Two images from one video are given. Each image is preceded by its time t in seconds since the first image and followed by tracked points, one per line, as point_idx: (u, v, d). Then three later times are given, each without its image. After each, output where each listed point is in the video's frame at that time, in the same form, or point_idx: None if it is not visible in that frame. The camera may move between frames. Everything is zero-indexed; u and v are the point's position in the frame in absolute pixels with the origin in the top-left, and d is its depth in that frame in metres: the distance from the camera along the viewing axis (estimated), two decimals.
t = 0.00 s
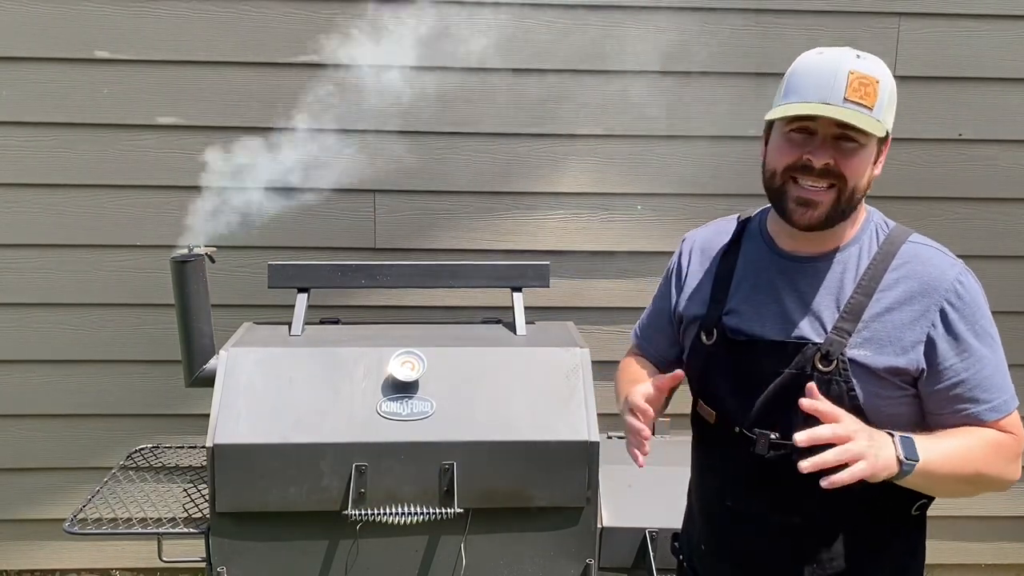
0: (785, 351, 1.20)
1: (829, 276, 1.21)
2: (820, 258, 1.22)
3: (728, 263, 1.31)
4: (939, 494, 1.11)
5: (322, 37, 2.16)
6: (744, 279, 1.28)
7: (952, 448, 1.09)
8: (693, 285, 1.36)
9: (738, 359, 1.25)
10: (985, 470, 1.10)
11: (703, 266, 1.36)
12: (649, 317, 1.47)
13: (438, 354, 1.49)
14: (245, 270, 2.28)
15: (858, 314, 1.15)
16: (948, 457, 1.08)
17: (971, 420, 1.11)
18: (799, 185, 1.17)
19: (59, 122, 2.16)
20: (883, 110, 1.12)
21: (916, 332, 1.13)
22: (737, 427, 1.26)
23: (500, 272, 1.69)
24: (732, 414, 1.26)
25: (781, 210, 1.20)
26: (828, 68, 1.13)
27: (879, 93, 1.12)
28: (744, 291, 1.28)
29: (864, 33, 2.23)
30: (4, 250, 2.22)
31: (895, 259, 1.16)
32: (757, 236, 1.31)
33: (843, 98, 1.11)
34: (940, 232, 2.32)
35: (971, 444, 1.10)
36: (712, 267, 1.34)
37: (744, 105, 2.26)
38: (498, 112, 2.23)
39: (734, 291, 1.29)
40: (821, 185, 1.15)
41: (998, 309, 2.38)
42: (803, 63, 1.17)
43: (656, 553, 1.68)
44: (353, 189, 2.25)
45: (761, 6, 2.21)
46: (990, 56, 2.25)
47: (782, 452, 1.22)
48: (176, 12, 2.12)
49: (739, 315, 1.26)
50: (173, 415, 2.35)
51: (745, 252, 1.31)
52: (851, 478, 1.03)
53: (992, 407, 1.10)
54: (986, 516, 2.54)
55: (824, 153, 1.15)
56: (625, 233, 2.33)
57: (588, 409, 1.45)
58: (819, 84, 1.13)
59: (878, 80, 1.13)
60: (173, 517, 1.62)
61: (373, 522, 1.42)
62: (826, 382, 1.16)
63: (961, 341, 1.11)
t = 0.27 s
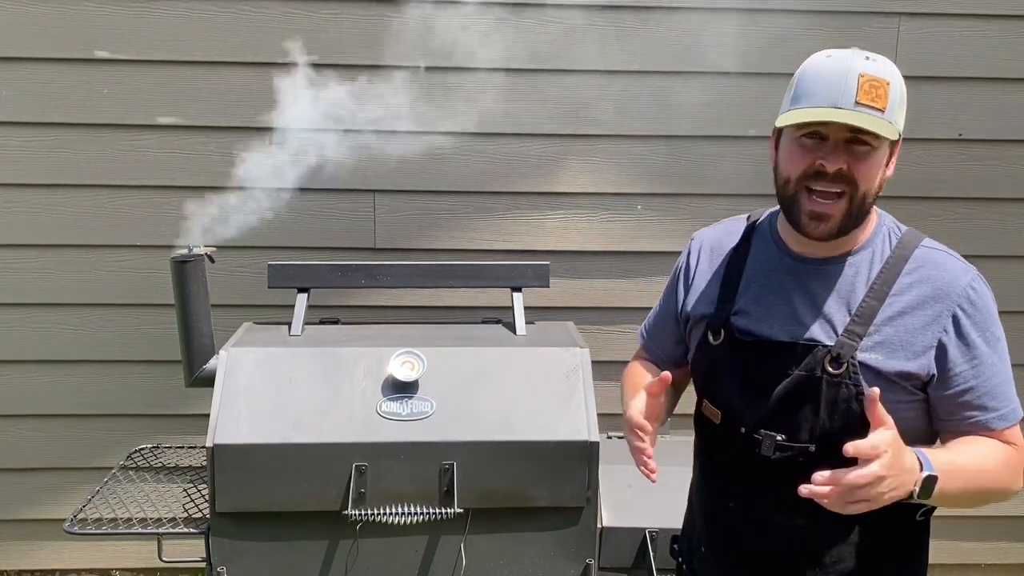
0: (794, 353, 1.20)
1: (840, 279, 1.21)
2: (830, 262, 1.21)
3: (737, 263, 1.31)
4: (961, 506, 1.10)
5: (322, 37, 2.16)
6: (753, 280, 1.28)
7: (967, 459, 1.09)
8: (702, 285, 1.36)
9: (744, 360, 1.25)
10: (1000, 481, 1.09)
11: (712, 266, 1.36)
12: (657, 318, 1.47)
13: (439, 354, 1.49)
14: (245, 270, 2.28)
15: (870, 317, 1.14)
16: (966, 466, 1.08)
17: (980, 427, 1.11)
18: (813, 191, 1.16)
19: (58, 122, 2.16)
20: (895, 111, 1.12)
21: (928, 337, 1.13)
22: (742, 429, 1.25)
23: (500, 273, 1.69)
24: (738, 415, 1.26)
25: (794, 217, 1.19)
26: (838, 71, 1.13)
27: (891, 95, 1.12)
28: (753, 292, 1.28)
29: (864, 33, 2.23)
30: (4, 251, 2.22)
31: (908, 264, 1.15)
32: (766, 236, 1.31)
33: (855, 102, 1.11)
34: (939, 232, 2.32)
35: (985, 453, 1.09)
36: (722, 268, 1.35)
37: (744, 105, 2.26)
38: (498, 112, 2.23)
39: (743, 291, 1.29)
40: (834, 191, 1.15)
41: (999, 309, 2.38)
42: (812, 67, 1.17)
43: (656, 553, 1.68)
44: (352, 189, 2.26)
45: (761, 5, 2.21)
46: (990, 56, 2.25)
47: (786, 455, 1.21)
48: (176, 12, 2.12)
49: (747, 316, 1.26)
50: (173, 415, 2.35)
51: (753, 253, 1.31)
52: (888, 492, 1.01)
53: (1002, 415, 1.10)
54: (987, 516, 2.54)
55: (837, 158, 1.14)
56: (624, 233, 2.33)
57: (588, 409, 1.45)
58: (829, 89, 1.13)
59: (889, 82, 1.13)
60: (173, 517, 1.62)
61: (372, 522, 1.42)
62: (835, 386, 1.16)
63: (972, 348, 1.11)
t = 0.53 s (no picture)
0: (794, 356, 1.20)
1: (839, 281, 1.21)
2: (830, 264, 1.21)
3: (736, 266, 1.31)
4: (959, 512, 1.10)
5: (322, 37, 2.16)
6: (753, 283, 1.28)
7: (970, 466, 1.08)
8: (701, 288, 1.36)
9: (744, 363, 1.25)
10: (1004, 488, 1.09)
11: (711, 269, 1.36)
12: (658, 319, 1.47)
13: (439, 354, 1.49)
14: (245, 270, 2.28)
15: (870, 321, 1.15)
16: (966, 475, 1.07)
17: (983, 429, 1.11)
18: (813, 186, 1.16)
19: (58, 122, 2.16)
20: (893, 108, 1.12)
21: (929, 340, 1.13)
22: (743, 433, 1.25)
23: (500, 273, 1.69)
24: (739, 419, 1.26)
25: (794, 212, 1.19)
26: (835, 68, 1.14)
27: (888, 92, 1.12)
28: (752, 294, 1.28)
29: (863, 33, 2.23)
30: (4, 251, 2.22)
31: (907, 266, 1.16)
32: (766, 239, 1.31)
33: (852, 98, 1.11)
34: (939, 232, 2.33)
35: (985, 459, 1.09)
36: (721, 270, 1.35)
37: (744, 105, 2.26)
38: (498, 112, 2.23)
39: (743, 295, 1.29)
40: (835, 186, 1.15)
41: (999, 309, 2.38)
42: (809, 65, 1.17)
43: (657, 553, 1.69)
44: (352, 189, 2.25)
45: (760, 6, 2.21)
46: (989, 56, 2.25)
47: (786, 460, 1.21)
48: (175, 12, 2.12)
49: (748, 319, 1.26)
50: (173, 415, 2.35)
51: (753, 255, 1.31)
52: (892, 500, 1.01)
53: (1005, 417, 1.10)
54: (988, 516, 2.54)
55: (836, 153, 1.14)
56: (624, 233, 2.33)
57: (588, 409, 1.46)
58: (826, 86, 1.13)
59: (886, 78, 1.13)
60: (173, 517, 1.62)
61: (372, 522, 1.42)
62: (835, 390, 1.16)
63: (974, 350, 1.11)
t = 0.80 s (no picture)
0: (791, 358, 1.20)
1: (835, 282, 1.20)
2: (826, 265, 1.21)
3: (734, 267, 1.31)
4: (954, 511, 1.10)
5: (322, 37, 2.16)
6: (750, 284, 1.28)
7: (965, 465, 1.08)
8: (699, 287, 1.36)
9: (742, 364, 1.25)
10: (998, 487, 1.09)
11: (709, 268, 1.36)
12: (657, 319, 1.47)
13: (439, 354, 1.49)
14: (245, 270, 2.28)
15: (866, 322, 1.15)
16: (961, 473, 1.07)
17: (980, 430, 1.11)
18: (803, 189, 1.16)
19: (59, 122, 2.16)
20: (881, 108, 1.12)
21: (926, 341, 1.12)
22: (742, 434, 1.25)
23: (500, 273, 1.69)
24: (738, 419, 1.26)
25: (786, 216, 1.18)
26: (822, 69, 1.14)
27: (876, 92, 1.12)
28: (750, 295, 1.28)
29: (863, 33, 2.23)
30: (4, 250, 2.22)
31: (904, 267, 1.16)
32: (764, 239, 1.31)
33: (839, 98, 1.11)
34: (938, 231, 2.33)
35: (980, 457, 1.09)
36: (719, 270, 1.35)
37: (744, 104, 2.26)
38: (498, 112, 2.24)
39: (740, 295, 1.29)
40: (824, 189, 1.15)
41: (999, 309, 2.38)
42: (798, 65, 1.17)
43: (657, 553, 1.68)
44: (352, 189, 2.25)
45: (760, 6, 2.21)
46: (989, 56, 2.25)
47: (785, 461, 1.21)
48: (176, 12, 2.12)
49: (745, 321, 1.26)
50: (173, 415, 2.35)
51: (751, 255, 1.31)
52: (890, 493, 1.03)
53: (1001, 417, 1.10)
54: (988, 516, 2.54)
55: (825, 155, 1.14)
56: (624, 233, 2.33)
57: (588, 409, 1.46)
58: (813, 87, 1.13)
59: (874, 77, 1.13)
60: (173, 517, 1.62)
61: (372, 522, 1.42)
62: (832, 392, 1.16)
63: (971, 351, 1.11)
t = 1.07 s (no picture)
0: (791, 357, 1.20)
1: (834, 281, 1.20)
2: (826, 264, 1.21)
3: (733, 266, 1.31)
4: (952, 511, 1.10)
5: (323, 37, 2.16)
6: (749, 283, 1.28)
7: (966, 465, 1.08)
8: (698, 287, 1.36)
9: (742, 364, 1.25)
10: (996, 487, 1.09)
11: (708, 268, 1.36)
12: (656, 319, 1.47)
13: (439, 354, 1.49)
14: (245, 270, 2.28)
15: (865, 320, 1.14)
16: (960, 474, 1.07)
17: (978, 429, 1.11)
18: (802, 186, 1.16)
19: (59, 122, 2.16)
20: (880, 103, 1.13)
21: (925, 339, 1.12)
22: (741, 434, 1.25)
23: (500, 273, 1.69)
24: (738, 419, 1.26)
25: (786, 212, 1.19)
26: (820, 65, 1.14)
27: (875, 87, 1.13)
28: (749, 294, 1.28)
29: (863, 33, 2.23)
30: (4, 250, 2.22)
31: (903, 264, 1.16)
32: (763, 238, 1.31)
33: (838, 94, 1.11)
34: (938, 232, 2.33)
35: (980, 458, 1.09)
36: (718, 270, 1.35)
37: (743, 105, 2.26)
38: (498, 112, 2.24)
39: (739, 295, 1.29)
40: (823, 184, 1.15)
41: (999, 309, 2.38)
42: (794, 64, 1.18)
43: (657, 554, 1.68)
44: (352, 189, 2.25)
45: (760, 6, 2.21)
46: (989, 56, 2.25)
47: (785, 461, 1.21)
48: (176, 12, 2.12)
49: (744, 320, 1.26)
50: (173, 415, 2.35)
51: (750, 255, 1.31)
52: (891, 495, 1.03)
53: (1000, 415, 1.10)
54: (987, 516, 2.54)
55: (825, 150, 1.14)
56: (624, 233, 2.33)
57: (588, 409, 1.45)
58: (812, 82, 1.13)
59: (871, 73, 1.13)
60: (173, 517, 1.62)
61: (372, 522, 1.42)
62: (832, 391, 1.16)
63: (969, 349, 1.11)
